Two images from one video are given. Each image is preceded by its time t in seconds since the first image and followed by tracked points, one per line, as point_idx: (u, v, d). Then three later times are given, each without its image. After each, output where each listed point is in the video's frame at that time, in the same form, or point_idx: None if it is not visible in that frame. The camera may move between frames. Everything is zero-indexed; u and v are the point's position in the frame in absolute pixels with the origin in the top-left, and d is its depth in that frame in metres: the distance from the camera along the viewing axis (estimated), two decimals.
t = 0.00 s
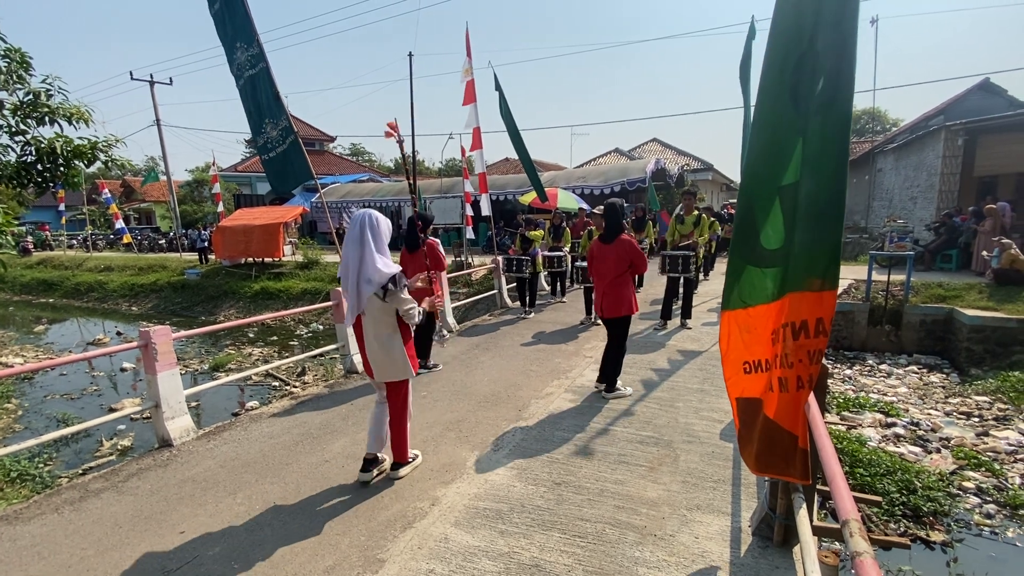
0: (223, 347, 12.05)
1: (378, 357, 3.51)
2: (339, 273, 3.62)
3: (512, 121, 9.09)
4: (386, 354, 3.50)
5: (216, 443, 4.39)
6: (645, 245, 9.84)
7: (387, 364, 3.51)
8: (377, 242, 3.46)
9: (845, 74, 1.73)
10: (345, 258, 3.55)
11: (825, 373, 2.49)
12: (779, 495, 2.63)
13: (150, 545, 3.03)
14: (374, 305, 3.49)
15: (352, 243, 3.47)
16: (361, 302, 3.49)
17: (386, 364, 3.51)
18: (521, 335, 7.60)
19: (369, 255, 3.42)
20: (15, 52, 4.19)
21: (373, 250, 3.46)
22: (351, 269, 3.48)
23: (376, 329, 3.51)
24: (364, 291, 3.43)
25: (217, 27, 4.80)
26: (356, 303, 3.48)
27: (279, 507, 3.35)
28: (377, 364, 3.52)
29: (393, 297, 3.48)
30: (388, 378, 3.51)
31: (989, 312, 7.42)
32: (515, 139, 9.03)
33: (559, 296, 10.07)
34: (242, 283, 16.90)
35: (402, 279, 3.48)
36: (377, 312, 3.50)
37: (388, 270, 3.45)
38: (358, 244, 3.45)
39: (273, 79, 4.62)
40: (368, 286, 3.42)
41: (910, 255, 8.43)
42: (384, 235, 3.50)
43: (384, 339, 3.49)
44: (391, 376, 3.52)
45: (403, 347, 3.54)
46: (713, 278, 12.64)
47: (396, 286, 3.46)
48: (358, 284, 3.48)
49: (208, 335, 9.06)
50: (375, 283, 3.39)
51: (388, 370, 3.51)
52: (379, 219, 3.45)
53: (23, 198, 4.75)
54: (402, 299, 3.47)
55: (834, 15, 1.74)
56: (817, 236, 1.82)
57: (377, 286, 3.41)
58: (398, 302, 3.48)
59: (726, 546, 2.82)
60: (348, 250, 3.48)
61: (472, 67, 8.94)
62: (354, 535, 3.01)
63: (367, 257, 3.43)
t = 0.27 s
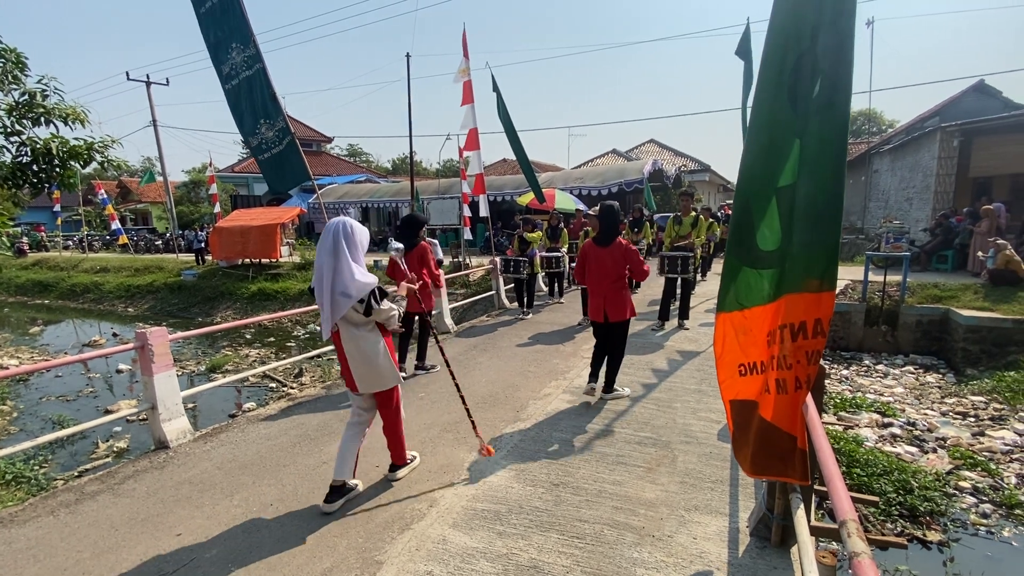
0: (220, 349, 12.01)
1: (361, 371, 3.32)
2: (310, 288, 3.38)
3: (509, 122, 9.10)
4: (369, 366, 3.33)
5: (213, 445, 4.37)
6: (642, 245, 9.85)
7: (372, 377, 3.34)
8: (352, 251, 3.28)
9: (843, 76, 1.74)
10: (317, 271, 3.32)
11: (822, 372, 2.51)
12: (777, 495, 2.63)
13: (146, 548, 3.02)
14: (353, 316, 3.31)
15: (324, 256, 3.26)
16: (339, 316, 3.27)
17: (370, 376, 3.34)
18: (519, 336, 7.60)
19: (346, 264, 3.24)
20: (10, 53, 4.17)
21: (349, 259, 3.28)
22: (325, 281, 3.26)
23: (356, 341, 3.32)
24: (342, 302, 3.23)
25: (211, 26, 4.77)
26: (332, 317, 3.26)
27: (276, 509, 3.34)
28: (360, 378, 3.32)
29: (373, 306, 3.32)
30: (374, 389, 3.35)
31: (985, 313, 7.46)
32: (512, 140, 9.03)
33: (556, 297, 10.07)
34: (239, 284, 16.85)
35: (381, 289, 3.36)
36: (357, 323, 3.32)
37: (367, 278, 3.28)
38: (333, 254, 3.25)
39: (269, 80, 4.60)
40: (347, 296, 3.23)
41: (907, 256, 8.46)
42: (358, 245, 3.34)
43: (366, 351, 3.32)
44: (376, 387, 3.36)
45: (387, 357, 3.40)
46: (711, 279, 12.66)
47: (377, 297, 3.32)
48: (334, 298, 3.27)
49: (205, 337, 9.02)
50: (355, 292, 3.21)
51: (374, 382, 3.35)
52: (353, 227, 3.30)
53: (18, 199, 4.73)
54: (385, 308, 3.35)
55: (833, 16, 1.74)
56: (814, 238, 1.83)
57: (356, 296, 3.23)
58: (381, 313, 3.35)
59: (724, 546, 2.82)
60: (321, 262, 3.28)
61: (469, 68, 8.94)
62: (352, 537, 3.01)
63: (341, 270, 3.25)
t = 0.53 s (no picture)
0: (216, 350, 11.97)
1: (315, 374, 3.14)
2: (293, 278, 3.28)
3: (507, 123, 9.11)
4: (323, 371, 3.13)
5: (210, 447, 4.36)
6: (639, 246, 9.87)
7: (325, 383, 3.13)
8: (323, 246, 3.04)
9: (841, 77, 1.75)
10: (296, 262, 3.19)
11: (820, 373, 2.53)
12: (775, 496, 2.63)
13: (143, 551, 3.00)
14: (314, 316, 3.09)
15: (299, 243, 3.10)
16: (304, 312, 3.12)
17: (323, 382, 3.13)
18: (517, 337, 7.60)
19: (310, 260, 3.02)
20: (6, 53, 4.15)
21: (320, 254, 3.05)
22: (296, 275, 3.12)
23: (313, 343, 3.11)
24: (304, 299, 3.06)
25: (208, 27, 4.75)
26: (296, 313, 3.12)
27: (274, 511, 3.33)
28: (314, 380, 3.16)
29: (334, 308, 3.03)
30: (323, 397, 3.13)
31: (980, 313, 7.50)
32: (509, 141, 9.04)
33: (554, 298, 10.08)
34: (236, 285, 16.81)
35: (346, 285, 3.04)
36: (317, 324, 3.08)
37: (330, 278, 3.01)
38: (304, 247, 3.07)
39: (266, 81, 4.59)
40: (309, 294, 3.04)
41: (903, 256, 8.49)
42: (334, 238, 3.08)
43: (320, 354, 3.11)
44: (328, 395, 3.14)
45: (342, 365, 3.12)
46: (708, 280, 12.68)
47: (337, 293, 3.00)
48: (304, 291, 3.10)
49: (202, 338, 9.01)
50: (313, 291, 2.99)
51: (325, 389, 3.14)
52: (327, 220, 3.04)
53: (13, 199, 4.71)
54: (342, 312, 3.01)
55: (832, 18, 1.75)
56: (810, 240, 1.83)
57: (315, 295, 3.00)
58: (338, 313, 3.02)
59: (722, 547, 2.83)
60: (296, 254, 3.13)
61: (466, 69, 8.95)
62: (350, 539, 3.00)
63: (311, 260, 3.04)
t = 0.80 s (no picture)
0: (213, 352, 11.94)
1: (309, 383, 3.07)
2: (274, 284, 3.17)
3: (504, 124, 9.12)
4: (318, 378, 3.07)
5: (207, 449, 4.35)
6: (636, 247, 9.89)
7: (321, 391, 3.07)
8: (312, 247, 3.01)
9: (838, 78, 1.76)
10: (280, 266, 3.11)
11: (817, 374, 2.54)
12: (773, 495, 2.64)
13: (140, 554, 2.99)
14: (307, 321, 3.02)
15: (287, 246, 3.01)
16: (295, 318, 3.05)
17: (319, 390, 3.07)
18: (515, 338, 7.60)
19: (303, 263, 2.97)
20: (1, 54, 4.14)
21: (310, 256, 3.01)
22: (284, 280, 3.03)
23: (306, 350, 3.05)
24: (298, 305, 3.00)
25: (203, 26, 4.72)
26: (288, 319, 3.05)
27: (272, 513, 3.33)
28: (307, 389, 3.08)
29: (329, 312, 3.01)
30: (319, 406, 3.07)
31: (975, 313, 7.54)
32: (507, 142, 9.05)
33: (551, 299, 10.09)
34: (233, 286, 16.76)
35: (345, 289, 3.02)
36: (310, 330, 3.02)
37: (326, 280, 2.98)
38: (292, 250, 3.00)
39: (264, 82, 4.60)
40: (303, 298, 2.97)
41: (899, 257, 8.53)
42: (323, 239, 3.05)
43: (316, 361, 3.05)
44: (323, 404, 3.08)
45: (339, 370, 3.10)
46: (705, 280, 12.71)
47: (337, 297, 2.97)
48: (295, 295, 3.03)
49: (198, 340, 8.99)
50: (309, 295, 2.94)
51: (320, 397, 3.07)
52: (315, 221, 3.01)
53: (8, 200, 4.69)
54: (342, 315, 3.00)
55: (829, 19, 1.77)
56: (808, 241, 1.84)
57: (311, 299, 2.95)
58: (338, 318, 3.01)
59: (720, 547, 2.83)
60: (281, 257, 3.04)
61: (463, 70, 8.95)
62: (348, 541, 3.00)
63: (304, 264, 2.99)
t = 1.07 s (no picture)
0: (210, 353, 11.91)
1: (309, 388, 3.04)
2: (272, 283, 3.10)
3: (502, 124, 9.12)
4: (319, 383, 3.04)
5: (205, 451, 4.33)
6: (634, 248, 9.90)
7: (321, 395, 3.05)
8: (322, 248, 3.01)
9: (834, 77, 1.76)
10: (281, 265, 3.05)
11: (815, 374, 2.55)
12: (772, 495, 2.64)
13: (138, 556, 2.98)
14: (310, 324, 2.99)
15: (294, 246, 2.98)
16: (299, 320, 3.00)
17: (319, 395, 3.04)
18: (513, 338, 7.60)
19: (313, 264, 2.95)
20: None
21: (319, 257, 3.00)
22: (288, 280, 2.98)
23: (309, 354, 3.03)
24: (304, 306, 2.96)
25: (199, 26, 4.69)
26: (292, 321, 3.01)
27: (270, 515, 3.32)
28: (308, 394, 3.04)
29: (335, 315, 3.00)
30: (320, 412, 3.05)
31: (971, 312, 7.57)
32: (504, 142, 9.05)
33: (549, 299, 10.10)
34: (230, 287, 16.72)
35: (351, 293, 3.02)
36: (314, 334, 2.99)
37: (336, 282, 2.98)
38: (301, 250, 2.97)
39: (262, 82, 4.57)
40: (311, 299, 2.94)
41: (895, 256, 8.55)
42: (330, 241, 3.06)
43: (319, 366, 3.03)
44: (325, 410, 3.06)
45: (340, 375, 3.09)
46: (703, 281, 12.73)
47: (343, 301, 2.97)
48: (298, 296, 3.00)
49: (196, 341, 8.96)
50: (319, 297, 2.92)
51: (320, 403, 3.05)
52: (325, 222, 3.02)
53: (4, 201, 4.67)
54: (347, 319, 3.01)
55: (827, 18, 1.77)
56: (806, 241, 1.84)
57: (319, 301, 2.93)
58: (342, 321, 3.01)
59: (719, 547, 2.83)
60: (286, 256, 3.00)
61: (461, 70, 8.96)
62: (347, 543, 2.99)
63: (310, 265, 2.97)
